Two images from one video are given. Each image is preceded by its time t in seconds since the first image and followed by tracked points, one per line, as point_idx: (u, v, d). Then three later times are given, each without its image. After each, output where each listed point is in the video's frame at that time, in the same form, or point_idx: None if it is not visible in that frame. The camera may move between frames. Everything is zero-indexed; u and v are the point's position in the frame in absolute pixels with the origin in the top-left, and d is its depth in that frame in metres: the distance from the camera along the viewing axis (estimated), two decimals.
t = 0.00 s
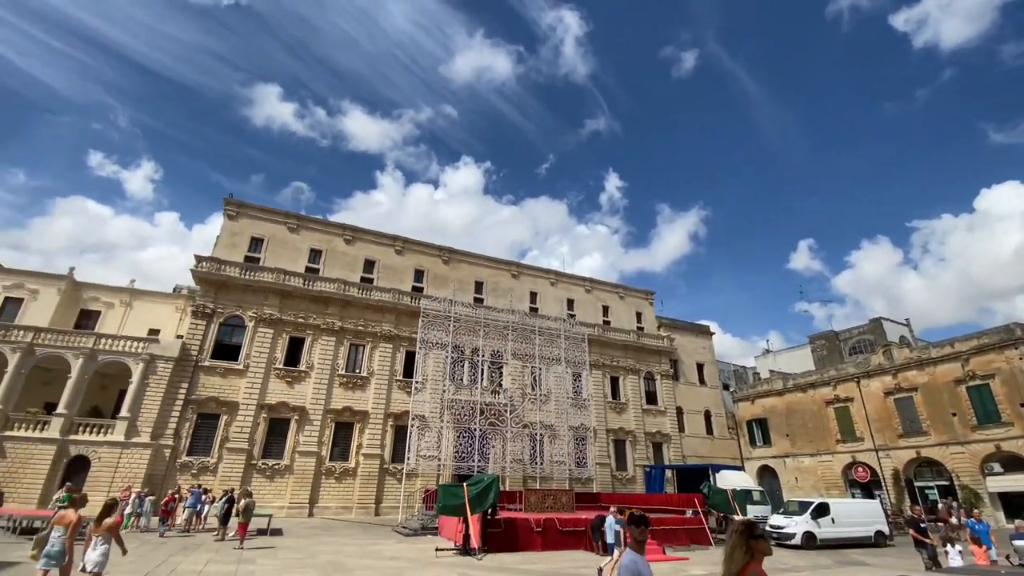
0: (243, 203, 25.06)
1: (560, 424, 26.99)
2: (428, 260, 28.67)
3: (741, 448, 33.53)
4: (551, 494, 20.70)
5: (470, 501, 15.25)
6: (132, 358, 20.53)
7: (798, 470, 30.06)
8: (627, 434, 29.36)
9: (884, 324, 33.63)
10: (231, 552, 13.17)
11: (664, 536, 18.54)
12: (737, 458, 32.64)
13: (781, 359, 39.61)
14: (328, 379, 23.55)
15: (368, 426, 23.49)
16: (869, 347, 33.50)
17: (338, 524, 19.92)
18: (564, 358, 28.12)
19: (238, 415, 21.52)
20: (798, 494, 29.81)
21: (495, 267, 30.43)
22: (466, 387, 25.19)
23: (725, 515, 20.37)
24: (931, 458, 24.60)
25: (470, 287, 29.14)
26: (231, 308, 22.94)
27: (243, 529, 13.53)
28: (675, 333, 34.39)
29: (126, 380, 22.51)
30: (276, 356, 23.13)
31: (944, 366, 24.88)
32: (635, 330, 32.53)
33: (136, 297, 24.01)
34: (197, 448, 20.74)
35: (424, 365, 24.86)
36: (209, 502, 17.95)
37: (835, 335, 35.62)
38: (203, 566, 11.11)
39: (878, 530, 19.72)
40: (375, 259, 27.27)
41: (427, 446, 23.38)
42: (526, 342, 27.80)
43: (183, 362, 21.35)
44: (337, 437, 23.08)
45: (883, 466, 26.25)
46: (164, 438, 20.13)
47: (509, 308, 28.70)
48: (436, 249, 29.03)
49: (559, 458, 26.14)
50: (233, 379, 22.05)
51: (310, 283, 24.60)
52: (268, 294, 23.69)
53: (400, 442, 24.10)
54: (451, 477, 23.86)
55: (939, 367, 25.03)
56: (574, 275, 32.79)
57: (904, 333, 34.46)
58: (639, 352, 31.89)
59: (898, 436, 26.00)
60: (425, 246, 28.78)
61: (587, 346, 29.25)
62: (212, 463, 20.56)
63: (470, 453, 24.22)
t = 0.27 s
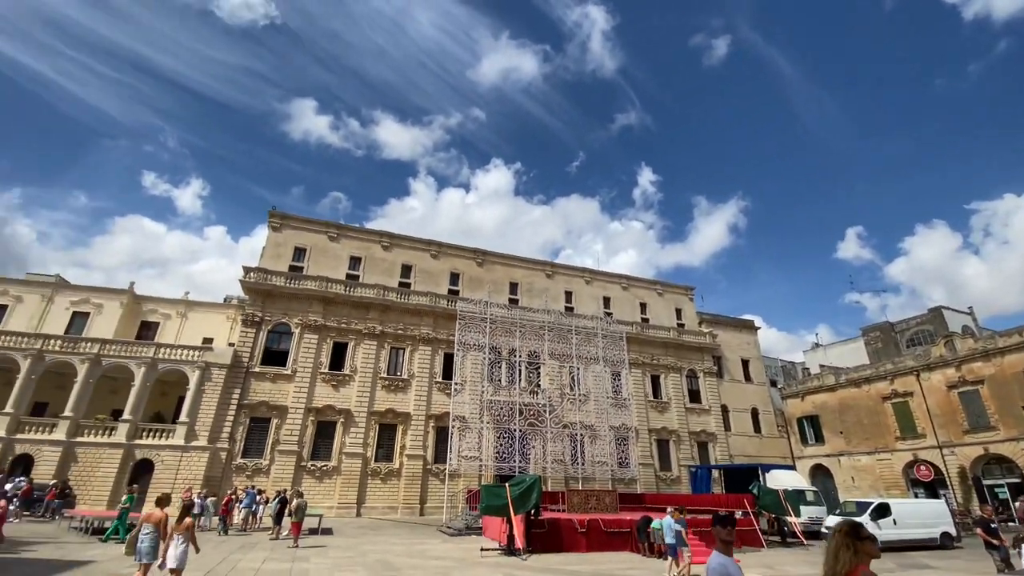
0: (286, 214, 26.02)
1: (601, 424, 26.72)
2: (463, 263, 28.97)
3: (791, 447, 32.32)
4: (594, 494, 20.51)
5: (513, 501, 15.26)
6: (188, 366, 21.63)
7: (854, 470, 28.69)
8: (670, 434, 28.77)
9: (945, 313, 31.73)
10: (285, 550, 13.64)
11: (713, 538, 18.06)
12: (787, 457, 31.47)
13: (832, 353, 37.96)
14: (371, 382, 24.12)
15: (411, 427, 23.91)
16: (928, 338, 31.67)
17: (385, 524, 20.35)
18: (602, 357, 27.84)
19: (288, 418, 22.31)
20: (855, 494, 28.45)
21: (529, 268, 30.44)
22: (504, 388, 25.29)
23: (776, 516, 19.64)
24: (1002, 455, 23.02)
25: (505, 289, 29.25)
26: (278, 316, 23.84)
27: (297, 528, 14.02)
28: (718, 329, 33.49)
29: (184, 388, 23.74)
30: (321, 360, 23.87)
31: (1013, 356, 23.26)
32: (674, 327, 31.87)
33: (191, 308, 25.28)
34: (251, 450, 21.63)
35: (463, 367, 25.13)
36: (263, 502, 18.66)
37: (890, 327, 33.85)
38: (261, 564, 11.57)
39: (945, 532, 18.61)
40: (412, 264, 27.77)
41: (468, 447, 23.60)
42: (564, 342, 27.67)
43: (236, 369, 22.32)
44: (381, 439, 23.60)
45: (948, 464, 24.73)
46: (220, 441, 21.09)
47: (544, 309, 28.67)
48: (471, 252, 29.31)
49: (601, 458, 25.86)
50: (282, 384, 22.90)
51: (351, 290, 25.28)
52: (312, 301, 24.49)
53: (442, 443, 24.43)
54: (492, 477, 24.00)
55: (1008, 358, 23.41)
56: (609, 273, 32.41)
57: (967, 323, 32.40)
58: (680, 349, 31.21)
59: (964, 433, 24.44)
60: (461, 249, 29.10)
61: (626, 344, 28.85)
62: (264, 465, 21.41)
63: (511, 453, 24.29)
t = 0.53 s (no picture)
0: (326, 224, 26.83)
1: (642, 423, 26.29)
2: (497, 264, 29.12)
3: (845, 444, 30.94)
4: (638, 495, 20.19)
5: (556, 502, 15.19)
6: (240, 372, 22.60)
7: (916, 468, 27.12)
8: (715, 433, 28.01)
9: (1012, 300, 29.67)
10: (336, 549, 14.03)
11: (764, 539, 17.46)
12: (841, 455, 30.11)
13: (887, 346, 36.10)
14: (411, 385, 24.56)
15: (451, 428, 24.19)
16: (994, 327, 29.68)
17: (430, 524, 20.65)
18: (642, 355, 27.42)
19: (334, 421, 22.97)
20: (917, 494, 26.89)
21: (564, 267, 30.31)
22: (542, 388, 25.24)
23: (832, 517, 18.82)
24: None
25: (539, 289, 29.21)
26: (322, 322, 24.60)
27: (346, 527, 14.44)
28: (762, 324, 32.40)
29: (236, 393, 24.81)
30: (363, 364, 24.47)
31: None
32: (716, 323, 31.02)
33: (241, 317, 26.39)
34: (301, 453, 22.38)
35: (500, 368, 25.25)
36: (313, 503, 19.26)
37: (950, 316, 31.91)
38: (314, 562, 11.93)
39: (1020, 534, 17.38)
40: (447, 268, 28.12)
41: (508, 447, 23.67)
42: (601, 340, 27.39)
43: (283, 374, 23.16)
44: (423, 440, 23.97)
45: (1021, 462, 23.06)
46: (272, 444, 21.91)
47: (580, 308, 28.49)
48: (505, 253, 29.42)
49: (643, 458, 25.43)
50: (327, 388, 23.60)
51: (390, 294, 25.80)
52: (353, 307, 25.15)
53: (482, 443, 24.60)
54: (534, 478, 23.99)
55: None
56: (645, 270, 31.87)
57: None
58: (722, 345, 30.36)
59: None
60: (495, 251, 29.25)
61: (665, 341, 28.30)
62: (313, 466, 22.11)
63: (551, 454, 24.20)
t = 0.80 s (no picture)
0: (364, 231, 27.51)
1: (685, 422, 25.71)
2: (531, 264, 29.11)
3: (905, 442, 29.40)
4: (683, 495, 19.75)
5: (600, 502, 15.01)
6: (287, 377, 23.45)
7: (984, 466, 25.33)
8: (763, 431, 27.07)
9: None
10: (383, 548, 14.35)
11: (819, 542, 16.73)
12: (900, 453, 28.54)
13: (949, 337, 34.03)
14: (451, 386, 24.84)
15: (491, 429, 24.32)
16: None
17: (473, 524, 20.82)
18: (682, 353, 26.84)
19: (377, 423, 23.49)
20: (986, 494, 25.06)
21: (599, 265, 30.00)
22: (580, 387, 25.04)
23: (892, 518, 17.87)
24: None
25: (574, 288, 29.01)
26: (363, 326, 25.21)
27: (393, 526, 14.76)
28: (809, 317, 31.14)
29: (285, 397, 25.74)
30: (404, 367, 24.92)
31: None
32: (760, 317, 30.01)
33: (287, 323, 27.37)
34: (347, 454, 22.99)
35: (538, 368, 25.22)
36: (359, 504, 19.71)
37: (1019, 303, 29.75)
38: (363, 561, 12.25)
39: None
40: (482, 269, 28.32)
41: (548, 448, 23.58)
42: (639, 338, 26.96)
43: (328, 378, 23.86)
44: (464, 441, 24.20)
45: None
46: (319, 446, 22.60)
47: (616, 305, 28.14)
48: (538, 253, 29.40)
49: (688, 458, 24.84)
50: (370, 391, 24.16)
51: (427, 298, 26.20)
52: (392, 311, 25.67)
53: (522, 444, 24.62)
54: (575, 479, 23.82)
55: None
56: (683, 265, 31.17)
57: None
58: (767, 341, 29.33)
59: None
60: (529, 251, 29.26)
61: (706, 338, 27.59)
62: (359, 467, 22.67)
63: (592, 454, 23.97)
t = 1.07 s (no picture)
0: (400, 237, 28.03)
1: (732, 420, 24.94)
2: (566, 263, 28.94)
3: (972, 438, 27.58)
4: (732, 496, 19.15)
5: (644, 502, 14.73)
6: (331, 381, 24.15)
7: None
8: (815, 429, 25.95)
9: None
10: (429, 547, 14.57)
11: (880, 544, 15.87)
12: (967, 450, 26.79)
13: (1017, 325, 31.75)
14: (489, 387, 24.97)
15: (531, 429, 24.30)
16: None
17: (516, 524, 20.85)
18: (726, 349, 26.08)
19: (419, 424, 23.85)
20: None
21: (635, 262, 29.52)
22: (620, 387, 24.68)
23: (960, 519, 16.75)
24: None
25: (610, 286, 28.64)
26: (402, 330, 25.68)
27: (438, 525, 14.99)
28: (861, 308, 29.68)
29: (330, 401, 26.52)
30: (442, 369, 25.22)
31: None
32: (807, 310, 28.81)
33: (330, 329, 28.19)
34: (390, 455, 23.45)
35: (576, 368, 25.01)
36: (404, 504, 20.02)
37: None
38: (409, 560, 12.47)
39: None
40: (516, 270, 28.36)
41: (589, 448, 23.33)
42: (680, 335, 26.35)
43: (370, 382, 24.41)
44: (504, 441, 24.28)
45: None
46: (364, 447, 23.14)
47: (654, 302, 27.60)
48: (573, 252, 29.20)
49: (735, 457, 24.09)
50: (411, 393, 24.58)
51: (463, 300, 26.45)
52: (429, 314, 26.04)
53: (562, 444, 24.48)
54: (618, 479, 23.48)
55: None
56: (723, 259, 30.28)
57: None
58: (816, 334, 28.12)
59: None
60: (563, 250, 29.10)
61: (750, 333, 26.70)
62: (403, 468, 23.08)
63: (634, 454, 23.58)
